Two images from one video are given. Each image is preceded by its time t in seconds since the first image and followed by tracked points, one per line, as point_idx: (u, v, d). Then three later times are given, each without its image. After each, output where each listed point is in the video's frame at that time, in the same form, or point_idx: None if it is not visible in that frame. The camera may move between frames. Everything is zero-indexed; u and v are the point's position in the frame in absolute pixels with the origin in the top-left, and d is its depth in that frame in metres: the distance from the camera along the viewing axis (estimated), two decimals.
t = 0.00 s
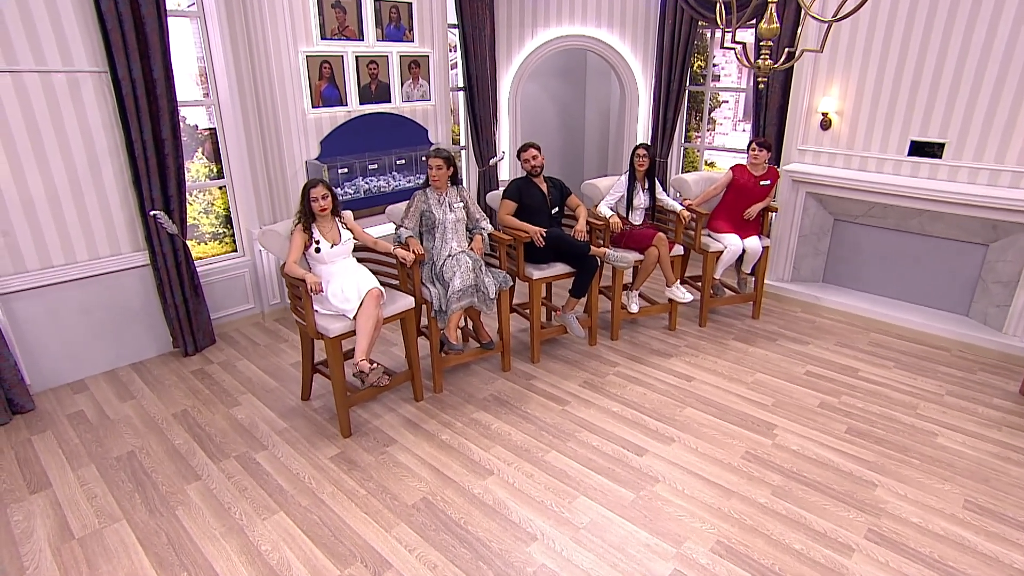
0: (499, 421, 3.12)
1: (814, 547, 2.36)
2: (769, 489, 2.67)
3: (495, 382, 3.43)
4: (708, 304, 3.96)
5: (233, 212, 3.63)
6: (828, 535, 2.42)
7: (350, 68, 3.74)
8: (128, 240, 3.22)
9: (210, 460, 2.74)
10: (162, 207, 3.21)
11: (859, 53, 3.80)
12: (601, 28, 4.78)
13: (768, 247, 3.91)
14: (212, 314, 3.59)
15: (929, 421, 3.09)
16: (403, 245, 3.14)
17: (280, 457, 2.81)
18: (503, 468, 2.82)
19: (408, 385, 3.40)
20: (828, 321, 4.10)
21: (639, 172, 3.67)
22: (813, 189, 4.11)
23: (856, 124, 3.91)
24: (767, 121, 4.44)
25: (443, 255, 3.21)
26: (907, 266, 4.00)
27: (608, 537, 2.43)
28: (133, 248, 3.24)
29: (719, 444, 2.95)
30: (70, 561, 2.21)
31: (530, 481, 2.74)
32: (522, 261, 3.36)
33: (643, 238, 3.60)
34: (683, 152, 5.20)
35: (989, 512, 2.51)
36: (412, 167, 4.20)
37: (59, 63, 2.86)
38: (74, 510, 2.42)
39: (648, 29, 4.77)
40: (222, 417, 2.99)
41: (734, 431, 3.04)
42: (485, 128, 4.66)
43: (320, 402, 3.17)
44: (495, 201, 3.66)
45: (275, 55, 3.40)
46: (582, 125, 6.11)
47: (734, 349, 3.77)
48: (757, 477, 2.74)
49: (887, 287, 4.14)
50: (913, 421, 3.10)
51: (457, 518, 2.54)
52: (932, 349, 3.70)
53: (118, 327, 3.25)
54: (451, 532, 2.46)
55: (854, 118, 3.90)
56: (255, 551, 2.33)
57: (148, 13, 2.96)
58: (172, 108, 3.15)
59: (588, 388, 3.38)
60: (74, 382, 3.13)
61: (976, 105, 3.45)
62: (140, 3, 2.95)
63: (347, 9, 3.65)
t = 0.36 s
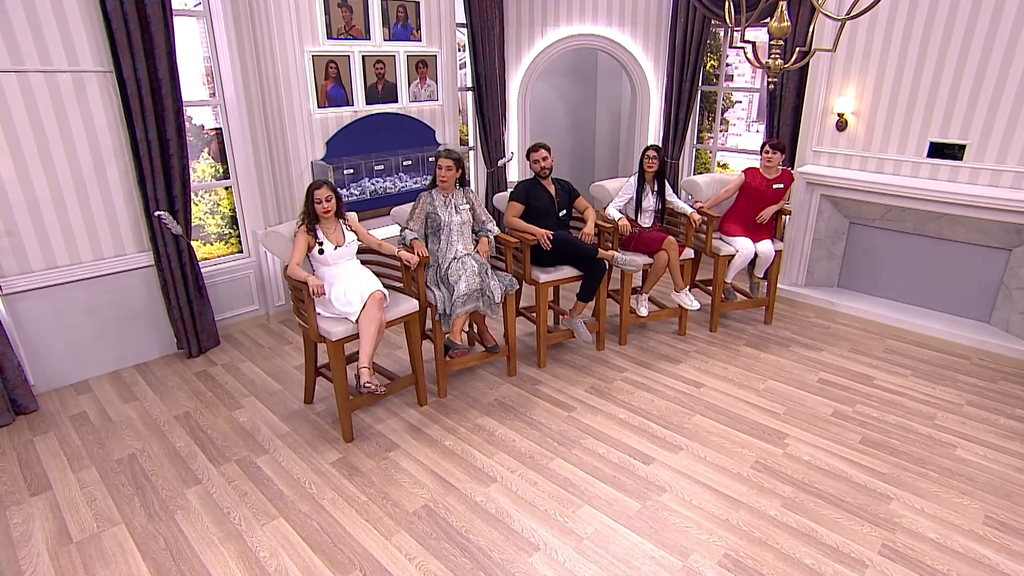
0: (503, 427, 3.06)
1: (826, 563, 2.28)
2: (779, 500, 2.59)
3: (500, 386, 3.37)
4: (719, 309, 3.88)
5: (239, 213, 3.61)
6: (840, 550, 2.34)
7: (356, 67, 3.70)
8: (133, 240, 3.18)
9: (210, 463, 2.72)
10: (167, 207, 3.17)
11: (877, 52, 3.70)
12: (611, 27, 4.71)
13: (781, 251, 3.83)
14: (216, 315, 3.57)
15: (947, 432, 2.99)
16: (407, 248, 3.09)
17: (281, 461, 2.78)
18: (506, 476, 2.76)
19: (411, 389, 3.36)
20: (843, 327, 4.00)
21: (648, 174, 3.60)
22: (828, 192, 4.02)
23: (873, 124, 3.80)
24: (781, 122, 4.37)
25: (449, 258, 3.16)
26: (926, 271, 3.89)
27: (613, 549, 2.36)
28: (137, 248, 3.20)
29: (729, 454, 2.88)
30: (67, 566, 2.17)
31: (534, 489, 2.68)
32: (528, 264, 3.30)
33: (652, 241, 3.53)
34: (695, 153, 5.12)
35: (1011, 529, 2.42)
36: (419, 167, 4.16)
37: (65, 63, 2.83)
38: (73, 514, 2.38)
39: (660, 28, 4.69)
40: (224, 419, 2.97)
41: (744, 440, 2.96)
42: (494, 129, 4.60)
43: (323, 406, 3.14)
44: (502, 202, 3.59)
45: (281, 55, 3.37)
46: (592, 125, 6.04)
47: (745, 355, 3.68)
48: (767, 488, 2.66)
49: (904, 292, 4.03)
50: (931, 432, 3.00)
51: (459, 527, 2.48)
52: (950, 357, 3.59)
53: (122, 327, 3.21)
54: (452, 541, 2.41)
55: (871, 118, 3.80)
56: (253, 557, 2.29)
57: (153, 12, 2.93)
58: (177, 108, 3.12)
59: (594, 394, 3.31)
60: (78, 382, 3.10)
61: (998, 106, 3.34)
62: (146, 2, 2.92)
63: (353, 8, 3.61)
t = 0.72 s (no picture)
0: (504, 432, 3.00)
1: None
2: (786, 511, 2.52)
3: (502, 391, 3.32)
4: (727, 313, 3.80)
5: (240, 213, 3.58)
6: (850, 564, 2.26)
7: (358, 66, 3.66)
8: (133, 240, 3.15)
9: (207, 468, 2.68)
10: (167, 207, 3.14)
11: (891, 49, 3.60)
12: (619, 25, 4.65)
13: (792, 253, 3.74)
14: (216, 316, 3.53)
15: (962, 442, 2.90)
16: (408, 249, 3.04)
17: (279, 465, 2.74)
18: (506, 482, 2.70)
19: (412, 392, 3.31)
20: (854, 332, 3.90)
21: (655, 174, 3.52)
22: (839, 193, 3.92)
23: (887, 124, 3.71)
24: (792, 122, 4.28)
25: (450, 260, 3.11)
26: (941, 274, 3.79)
27: (614, 559, 2.29)
28: (137, 248, 3.16)
29: (735, 462, 2.80)
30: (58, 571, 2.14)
31: (534, 496, 2.62)
32: (532, 266, 3.24)
33: (658, 244, 3.47)
34: (704, 153, 5.05)
35: None
36: (422, 168, 4.11)
37: (64, 61, 2.80)
38: (66, 518, 2.35)
39: (668, 25, 4.62)
40: (223, 422, 2.93)
41: (751, 448, 2.88)
42: (499, 128, 4.54)
43: (322, 409, 3.10)
44: (505, 203, 3.54)
45: (282, 53, 3.33)
46: (600, 124, 5.98)
47: (754, 360, 3.60)
48: (774, 498, 2.58)
49: (918, 297, 3.93)
50: (945, 441, 2.91)
51: (457, 535, 2.43)
52: (966, 364, 3.49)
53: (122, 327, 3.17)
54: (450, 550, 2.35)
55: (885, 118, 3.70)
56: (247, 564, 2.25)
57: (153, 10, 2.90)
58: (177, 108, 3.09)
59: (598, 399, 3.25)
60: (77, 383, 3.08)
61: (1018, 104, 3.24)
62: None
63: (355, 5, 3.57)
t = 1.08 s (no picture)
0: (504, 438, 2.94)
1: None
2: (793, 522, 2.43)
3: (503, 395, 3.25)
4: (733, 316, 3.71)
5: (239, 213, 3.54)
6: None
7: (359, 64, 3.61)
8: (129, 240, 3.11)
9: (200, 472, 2.64)
10: (164, 207, 3.10)
11: (905, 46, 3.50)
12: (625, 22, 4.58)
13: (801, 256, 3.65)
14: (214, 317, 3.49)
15: (977, 452, 2.81)
16: (407, 251, 2.99)
17: (273, 471, 2.69)
18: (504, 490, 2.63)
19: (411, 396, 3.25)
20: (865, 337, 3.81)
21: (663, 173, 3.43)
22: (850, 194, 3.82)
23: (900, 123, 3.61)
24: (802, 122, 4.21)
25: (450, 261, 3.05)
26: (956, 278, 3.69)
27: (613, 571, 2.22)
28: (134, 248, 3.13)
29: (740, 471, 2.72)
30: None
31: (533, 504, 2.55)
32: (533, 268, 3.18)
33: (663, 245, 3.38)
34: (712, 153, 4.97)
35: None
36: (423, 168, 4.06)
37: (59, 58, 2.75)
38: (56, 522, 2.31)
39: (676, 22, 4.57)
40: (218, 426, 2.89)
41: (757, 456, 2.80)
42: (502, 128, 4.48)
43: (319, 413, 3.05)
44: (507, 203, 3.47)
45: (280, 50, 3.28)
46: (607, 123, 5.93)
47: (761, 366, 3.52)
48: (781, 509, 2.50)
49: (931, 301, 3.83)
50: (959, 451, 2.81)
51: (452, 543, 2.36)
52: (981, 371, 3.39)
53: (118, 329, 3.14)
54: (445, 559, 2.29)
55: (898, 117, 3.61)
56: (237, 572, 2.20)
57: (150, 7, 2.85)
58: (174, 106, 3.04)
59: (600, 404, 3.18)
60: (73, 384, 3.05)
61: None
62: None
63: (356, 2, 3.51)
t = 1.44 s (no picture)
0: (502, 444, 2.88)
1: None
2: (800, 535, 2.35)
3: (503, 400, 3.19)
4: (739, 320, 3.63)
5: (238, 213, 3.50)
6: None
7: (359, 62, 3.56)
8: (126, 240, 3.07)
9: (193, 477, 2.59)
10: (160, 207, 3.06)
11: (919, 43, 3.40)
12: (631, 19, 4.53)
13: (810, 259, 3.56)
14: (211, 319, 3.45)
15: (992, 463, 2.71)
16: (405, 253, 2.93)
17: (267, 476, 2.64)
18: (502, 497, 2.57)
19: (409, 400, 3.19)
20: (876, 342, 3.71)
21: (667, 174, 3.36)
22: (862, 196, 3.72)
23: (914, 123, 3.50)
24: (812, 121, 4.13)
25: (449, 264, 2.99)
26: (971, 282, 3.59)
27: None
28: (130, 248, 3.09)
29: (745, 480, 2.64)
30: None
31: (531, 512, 2.48)
32: (534, 270, 3.11)
33: (668, 247, 3.30)
34: (721, 152, 4.90)
35: None
36: (423, 168, 4.00)
37: (54, 56, 2.71)
38: (44, 528, 2.27)
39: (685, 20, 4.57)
40: (213, 429, 2.85)
41: (763, 465, 2.72)
42: (506, 126, 4.40)
43: (316, 417, 3.00)
44: (508, 204, 3.41)
45: (279, 47, 3.23)
46: (613, 123, 5.87)
47: (768, 371, 3.43)
48: (787, 520, 2.42)
49: (945, 305, 3.73)
50: (974, 462, 2.72)
51: (447, 553, 2.30)
52: (996, 378, 3.29)
53: (114, 330, 3.10)
54: (439, 569, 2.23)
55: (911, 116, 3.50)
56: None
57: (146, 4, 2.81)
58: (171, 105, 3.00)
59: (602, 410, 3.11)
60: (68, 386, 3.01)
61: None
62: None
63: None
